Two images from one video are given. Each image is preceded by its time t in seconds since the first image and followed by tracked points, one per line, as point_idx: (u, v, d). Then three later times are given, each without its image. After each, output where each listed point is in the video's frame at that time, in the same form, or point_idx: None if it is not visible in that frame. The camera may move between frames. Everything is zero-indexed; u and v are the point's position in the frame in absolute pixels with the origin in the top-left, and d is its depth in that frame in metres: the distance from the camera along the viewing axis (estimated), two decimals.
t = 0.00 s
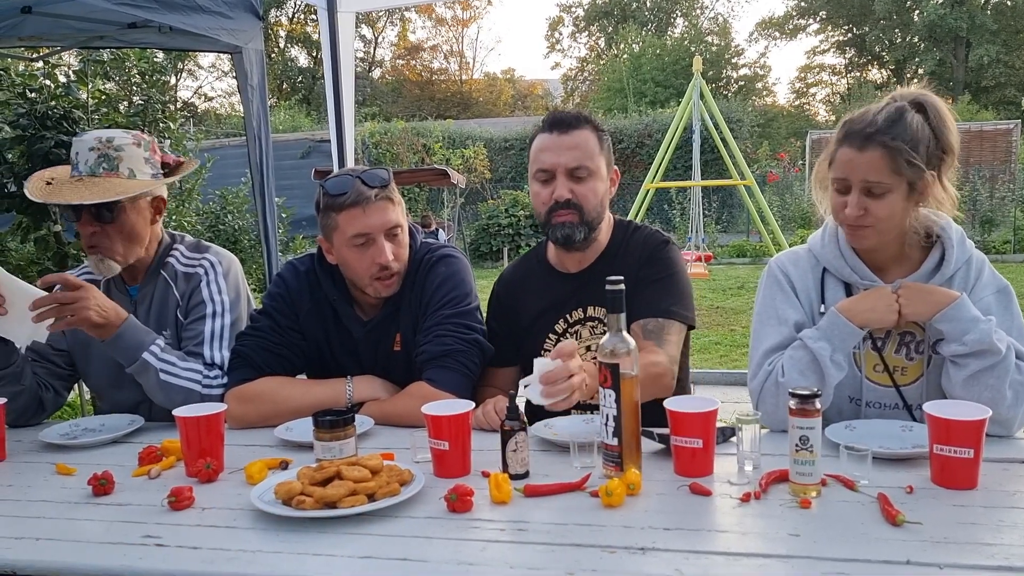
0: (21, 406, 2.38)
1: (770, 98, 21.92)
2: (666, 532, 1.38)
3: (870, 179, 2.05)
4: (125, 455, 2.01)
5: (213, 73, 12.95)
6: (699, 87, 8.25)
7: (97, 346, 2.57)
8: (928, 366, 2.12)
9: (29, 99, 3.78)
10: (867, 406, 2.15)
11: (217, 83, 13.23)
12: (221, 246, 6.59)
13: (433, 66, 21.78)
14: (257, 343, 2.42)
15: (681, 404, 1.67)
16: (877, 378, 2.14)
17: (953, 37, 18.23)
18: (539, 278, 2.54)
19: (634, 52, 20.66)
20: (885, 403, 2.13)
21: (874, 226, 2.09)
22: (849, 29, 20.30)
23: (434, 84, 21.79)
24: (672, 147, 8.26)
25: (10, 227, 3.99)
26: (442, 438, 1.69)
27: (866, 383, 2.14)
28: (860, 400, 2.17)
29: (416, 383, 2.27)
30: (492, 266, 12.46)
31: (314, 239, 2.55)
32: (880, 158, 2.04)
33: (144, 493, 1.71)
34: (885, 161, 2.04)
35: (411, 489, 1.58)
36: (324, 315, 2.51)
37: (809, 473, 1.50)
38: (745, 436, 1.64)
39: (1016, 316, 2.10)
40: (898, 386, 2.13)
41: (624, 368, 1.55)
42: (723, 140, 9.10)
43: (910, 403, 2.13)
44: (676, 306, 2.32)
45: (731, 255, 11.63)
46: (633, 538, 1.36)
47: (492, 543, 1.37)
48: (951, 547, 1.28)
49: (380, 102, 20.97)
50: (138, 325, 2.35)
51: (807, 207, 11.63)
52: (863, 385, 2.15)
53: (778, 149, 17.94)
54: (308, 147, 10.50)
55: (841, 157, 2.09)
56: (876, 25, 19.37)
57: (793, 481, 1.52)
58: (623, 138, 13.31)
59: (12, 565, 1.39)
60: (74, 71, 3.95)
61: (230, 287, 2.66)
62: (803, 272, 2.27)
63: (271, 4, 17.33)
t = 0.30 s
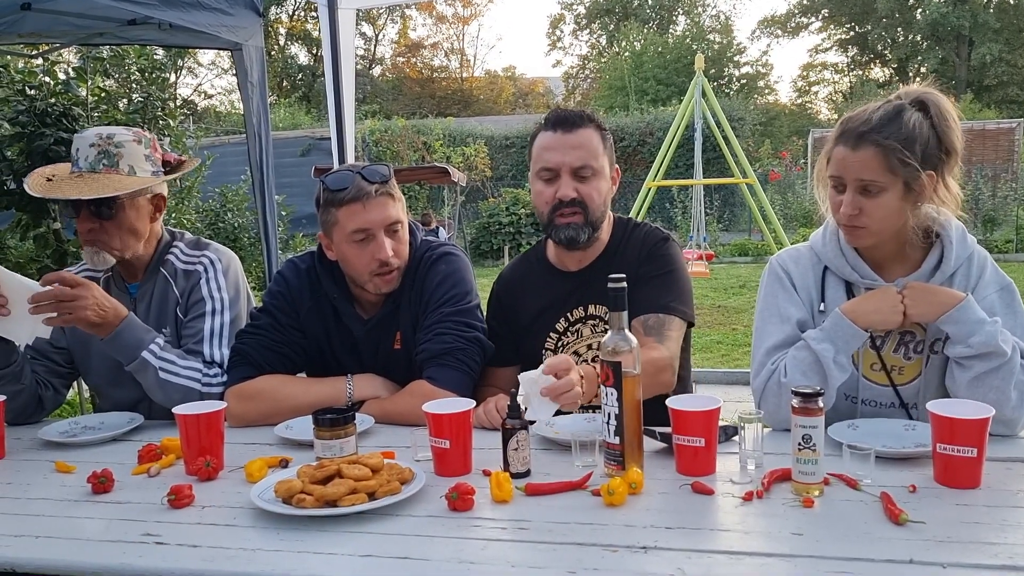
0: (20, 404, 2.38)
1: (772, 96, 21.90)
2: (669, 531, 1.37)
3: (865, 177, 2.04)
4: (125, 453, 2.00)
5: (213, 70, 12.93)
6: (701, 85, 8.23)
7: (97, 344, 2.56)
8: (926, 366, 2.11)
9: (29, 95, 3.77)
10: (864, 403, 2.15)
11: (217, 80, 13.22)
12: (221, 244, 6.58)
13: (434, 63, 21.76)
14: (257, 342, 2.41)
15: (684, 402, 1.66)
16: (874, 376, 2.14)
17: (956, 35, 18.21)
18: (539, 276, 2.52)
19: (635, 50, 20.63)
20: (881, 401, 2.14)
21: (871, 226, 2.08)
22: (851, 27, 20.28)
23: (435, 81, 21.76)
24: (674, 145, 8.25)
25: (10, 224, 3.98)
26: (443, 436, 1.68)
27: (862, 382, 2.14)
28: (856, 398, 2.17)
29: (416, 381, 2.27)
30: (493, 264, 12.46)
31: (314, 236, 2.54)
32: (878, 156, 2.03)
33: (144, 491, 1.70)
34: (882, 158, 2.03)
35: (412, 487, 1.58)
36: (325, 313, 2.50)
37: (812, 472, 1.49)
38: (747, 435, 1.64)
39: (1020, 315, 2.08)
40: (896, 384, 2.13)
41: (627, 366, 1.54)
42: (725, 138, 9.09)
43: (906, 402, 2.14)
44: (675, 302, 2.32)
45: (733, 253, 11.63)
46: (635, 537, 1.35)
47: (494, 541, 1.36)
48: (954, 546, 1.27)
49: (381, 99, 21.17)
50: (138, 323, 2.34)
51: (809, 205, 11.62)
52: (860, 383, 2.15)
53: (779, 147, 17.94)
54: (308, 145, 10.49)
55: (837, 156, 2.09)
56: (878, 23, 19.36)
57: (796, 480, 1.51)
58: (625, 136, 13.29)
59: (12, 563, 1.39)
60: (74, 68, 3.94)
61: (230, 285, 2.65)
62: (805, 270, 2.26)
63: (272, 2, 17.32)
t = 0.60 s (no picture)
0: (20, 403, 2.38)
1: (772, 96, 21.91)
2: (668, 530, 1.37)
3: (867, 174, 2.05)
4: (125, 451, 2.00)
5: (213, 69, 12.93)
6: (702, 84, 8.23)
7: (97, 343, 2.56)
8: (924, 364, 2.11)
9: (28, 94, 3.77)
10: (862, 402, 2.15)
11: (217, 79, 13.22)
12: (221, 243, 6.58)
13: (434, 62, 21.77)
14: (257, 340, 2.42)
15: (683, 401, 1.66)
16: (872, 375, 2.14)
17: (957, 35, 18.22)
18: (539, 275, 2.53)
19: (636, 49, 20.64)
20: (879, 400, 2.14)
21: (871, 225, 2.08)
22: (852, 27, 20.28)
23: (435, 80, 21.76)
24: (674, 145, 8.25)
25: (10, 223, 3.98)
26: (443, 435, 1.68)
27: (860, 380, 2.14)
28: (855, 396, 2.17)
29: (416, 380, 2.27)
30: (494, 263, 12.46)
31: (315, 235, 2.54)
32: (879, 153, 2.04)
33: (144, 489, 1.70)
34: (883, 155, 2.03)
35: (412, 486, 1.58)
36: (325, 312, 2.50)
37: (811, 471, 1.49)
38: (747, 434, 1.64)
39: (1019, 315, 2.08)
40: (895, 383, 2.13)
41: (626, 365, 1.54)
42: (725, 138, 9.09)
43: (904, 400, 2.14)
44: (672, 297, 2.30)
45: (733, 253, 11.64)
46: (635, 536, 1.35)
47: (494, 540, 1.36)
48: (954, 545, 1.27)
49: (381, 99, 21.06)
50: (140, 321, 2.35)
51: (809, 205, 11.63)
52: (858, 382, 2.15)
53: (780, 147, 17.96)
54: (308, 144, 10.50)
55: (839, 153, 2.09)
56: (878, 23, 19.37)
57: (796, 479, 1.51)
58: (625, 136, 13.29)
59: (12, 561, 1.39)
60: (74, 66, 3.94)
61: (230, 283, 2.66)
62: (805, 269, 2.27)
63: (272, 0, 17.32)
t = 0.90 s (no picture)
0: (20, 402, 2.38)
1: (772, 96, 21.91)
2: (667, 530, 1.37)
3: (859, 169, 2.07)
4: (125, 451, 2.00)
5: (214, 68, 12.93)
6: (702, 84, 8.23)
7: (98, 342, 2.56)
8: (924, 365, 2.11)
9: (29, 93, 3.77)
10: (862, 403, 2.15)
11: (218, 78, 13.22)
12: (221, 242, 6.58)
13: (434, 62, 21.79)
14: (257, 339, 2.42)
15: (682, 401, 1.66)
16: (872, 376, 2.14)
17: (957, 35, 18.24)
18: (538, 275, 2.53)
19: (636, 49, 20.64)
20: (879, 401, 2.14)
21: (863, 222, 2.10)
22: (852, 27, 20.29)
23: (435, 80, 21.77)
24: (674, 144, 8.25)
25: (10, 222, 3.98)
26: (442, 434, 1.68)
27: (861, 381, 2.14)
28: (855, 397, 2.17)
29: (416, 379, 2.27)
30: (494, 263, 12.47)
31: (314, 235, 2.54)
32: (871, 148, 2.06)
33: (144, 488, 1.71)
34: (876, 150, 2.05)
35: (411, 485, 1.58)
36: (325, 311, 2.50)
37: (810, 470, 1.49)
38: (746, 434, 1.64)
39: (1019, 315, 2.08)
40: (895, 384, 2.13)
41: (625, 364, 1.54)
42: (725, 137, 9.09)
43: (905, 401, 2.14)
44: (663, 293, 2.29)
45: (733, 252, 11.64)
46: (633, 535, 1.35)
47: (492, 539, 1.37)
48: (953, 545, 1.27)
49: (381, 98, 21.08)
50: (142, 320, 2.35)
51: (809, 205, 11.64)
52: (858, 383, 2.15)
53: (780, 147, 17.96)
54: (308, 143, 10.51)
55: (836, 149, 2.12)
56: (879, 23, 19.36)
57: (794, 479, 1.51)
58: (625, 135, 13.30)
59: (12, 559, 1.39)
60: (74, 66, 3.95)
61: (231, 282, 2.66)
62: (805, 269, 2.27)
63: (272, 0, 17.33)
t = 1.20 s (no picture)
0: (20, 401, 2.38)
1: (773, 96, 21.91)
2: (666, 530, 1.37)
3: (851, 162, 2.10)
4: (124, 450, 2.00)
5: (215, 68, 12.92)
6: (703, 84, 8.23)
7: (97, 341, 2.56)
8: (923, 366, 2.11)
9: (29, 92, 3.78)
10: (861, 403, 2.15)
11: (219, 78, 13.21)
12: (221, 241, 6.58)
13: (435, 62, 21.79)
14: (256, 339, 2.41)
15: (681, 401, 1.66)
16: (872, 377, 2.14)
17: (958, 35, 18.23)
18: (537, 275, 2.53)
19: (637, 49, 20.63)
20: (878, 401, 2.13)
21: (852, 216, 2.13)
22: (853, 27, 20.28)
23: (436, 79, 21.77)
24: (675, 144, 8.25)
25: (10, 221, 3.98)
26: (441, 434, 1.68)
27: (860, 382, 2.14)
28: (854, 398, 2.17)
29: (415, 379, 2.27)
30: (494, 263, 12.47)
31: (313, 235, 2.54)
32: (863, 143, 2.09)
33: (143, 488, 1.71)
34: (868, 145, 2.08)
35: (410, 485, 1.58)
36: (323, 310, 2.50)
37: (809, 471, 1.49)
38: (745, 434, 1.64)
39: (1019, 316, 2.08)
40: (895, 384, 2.12)
41: (624, 364, 1.54)
42: (725, 137, 9.09)
43: (904, 401, 2.14)
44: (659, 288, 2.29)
45: (733, 252, 11.63)
46: (632, 535, 1.35)
47: (490, 539, 1.36)
48: (952, 546, 1.27)
49: (382, 98, 21.08)
50: (142, 319, 2.35)
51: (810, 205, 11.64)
52: (857, 384, 2.14)
53: (780, 147, 17.96)
54: (309, 143, 10.51)
55: (833, 143, 2.16)
56: (879, 23, 19.35)
57: (793, 479, 1.51)
58: (626, 135, 13.30)
59: (11, 559, 1.39)
60: (75, 65, 3.95)
61: (230, 282, 2.66)
62: (806, 269, 2.27)
63: None
